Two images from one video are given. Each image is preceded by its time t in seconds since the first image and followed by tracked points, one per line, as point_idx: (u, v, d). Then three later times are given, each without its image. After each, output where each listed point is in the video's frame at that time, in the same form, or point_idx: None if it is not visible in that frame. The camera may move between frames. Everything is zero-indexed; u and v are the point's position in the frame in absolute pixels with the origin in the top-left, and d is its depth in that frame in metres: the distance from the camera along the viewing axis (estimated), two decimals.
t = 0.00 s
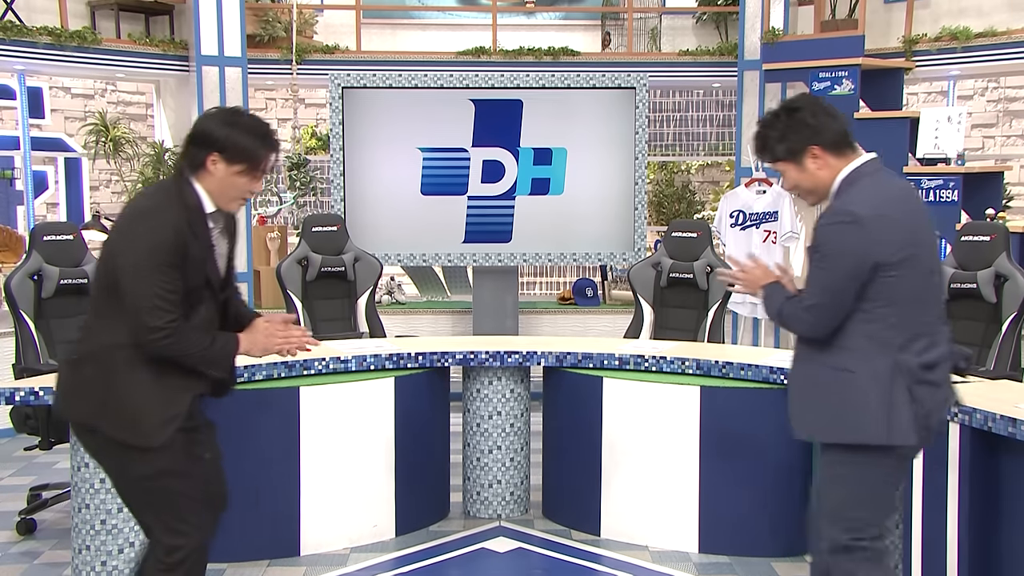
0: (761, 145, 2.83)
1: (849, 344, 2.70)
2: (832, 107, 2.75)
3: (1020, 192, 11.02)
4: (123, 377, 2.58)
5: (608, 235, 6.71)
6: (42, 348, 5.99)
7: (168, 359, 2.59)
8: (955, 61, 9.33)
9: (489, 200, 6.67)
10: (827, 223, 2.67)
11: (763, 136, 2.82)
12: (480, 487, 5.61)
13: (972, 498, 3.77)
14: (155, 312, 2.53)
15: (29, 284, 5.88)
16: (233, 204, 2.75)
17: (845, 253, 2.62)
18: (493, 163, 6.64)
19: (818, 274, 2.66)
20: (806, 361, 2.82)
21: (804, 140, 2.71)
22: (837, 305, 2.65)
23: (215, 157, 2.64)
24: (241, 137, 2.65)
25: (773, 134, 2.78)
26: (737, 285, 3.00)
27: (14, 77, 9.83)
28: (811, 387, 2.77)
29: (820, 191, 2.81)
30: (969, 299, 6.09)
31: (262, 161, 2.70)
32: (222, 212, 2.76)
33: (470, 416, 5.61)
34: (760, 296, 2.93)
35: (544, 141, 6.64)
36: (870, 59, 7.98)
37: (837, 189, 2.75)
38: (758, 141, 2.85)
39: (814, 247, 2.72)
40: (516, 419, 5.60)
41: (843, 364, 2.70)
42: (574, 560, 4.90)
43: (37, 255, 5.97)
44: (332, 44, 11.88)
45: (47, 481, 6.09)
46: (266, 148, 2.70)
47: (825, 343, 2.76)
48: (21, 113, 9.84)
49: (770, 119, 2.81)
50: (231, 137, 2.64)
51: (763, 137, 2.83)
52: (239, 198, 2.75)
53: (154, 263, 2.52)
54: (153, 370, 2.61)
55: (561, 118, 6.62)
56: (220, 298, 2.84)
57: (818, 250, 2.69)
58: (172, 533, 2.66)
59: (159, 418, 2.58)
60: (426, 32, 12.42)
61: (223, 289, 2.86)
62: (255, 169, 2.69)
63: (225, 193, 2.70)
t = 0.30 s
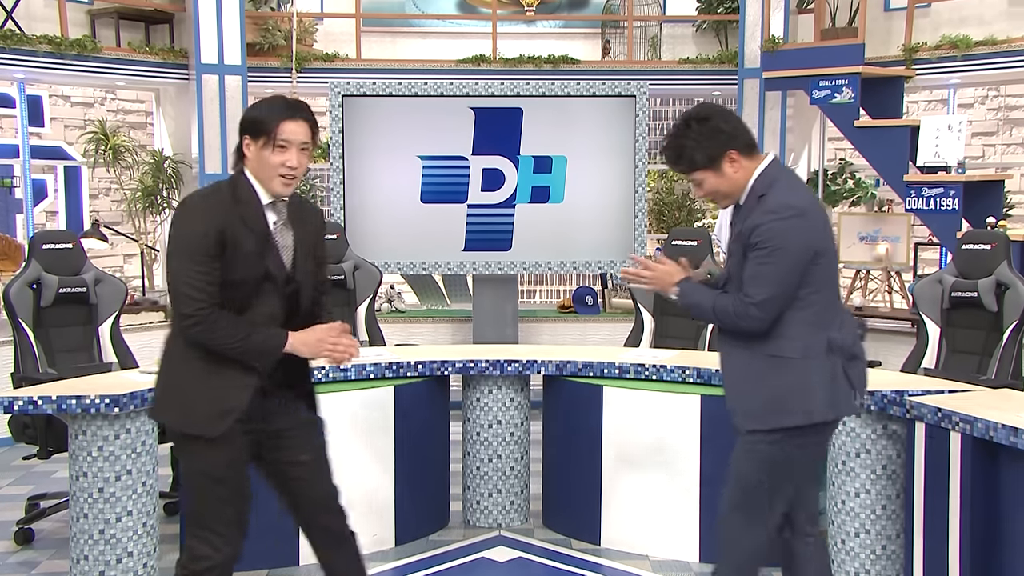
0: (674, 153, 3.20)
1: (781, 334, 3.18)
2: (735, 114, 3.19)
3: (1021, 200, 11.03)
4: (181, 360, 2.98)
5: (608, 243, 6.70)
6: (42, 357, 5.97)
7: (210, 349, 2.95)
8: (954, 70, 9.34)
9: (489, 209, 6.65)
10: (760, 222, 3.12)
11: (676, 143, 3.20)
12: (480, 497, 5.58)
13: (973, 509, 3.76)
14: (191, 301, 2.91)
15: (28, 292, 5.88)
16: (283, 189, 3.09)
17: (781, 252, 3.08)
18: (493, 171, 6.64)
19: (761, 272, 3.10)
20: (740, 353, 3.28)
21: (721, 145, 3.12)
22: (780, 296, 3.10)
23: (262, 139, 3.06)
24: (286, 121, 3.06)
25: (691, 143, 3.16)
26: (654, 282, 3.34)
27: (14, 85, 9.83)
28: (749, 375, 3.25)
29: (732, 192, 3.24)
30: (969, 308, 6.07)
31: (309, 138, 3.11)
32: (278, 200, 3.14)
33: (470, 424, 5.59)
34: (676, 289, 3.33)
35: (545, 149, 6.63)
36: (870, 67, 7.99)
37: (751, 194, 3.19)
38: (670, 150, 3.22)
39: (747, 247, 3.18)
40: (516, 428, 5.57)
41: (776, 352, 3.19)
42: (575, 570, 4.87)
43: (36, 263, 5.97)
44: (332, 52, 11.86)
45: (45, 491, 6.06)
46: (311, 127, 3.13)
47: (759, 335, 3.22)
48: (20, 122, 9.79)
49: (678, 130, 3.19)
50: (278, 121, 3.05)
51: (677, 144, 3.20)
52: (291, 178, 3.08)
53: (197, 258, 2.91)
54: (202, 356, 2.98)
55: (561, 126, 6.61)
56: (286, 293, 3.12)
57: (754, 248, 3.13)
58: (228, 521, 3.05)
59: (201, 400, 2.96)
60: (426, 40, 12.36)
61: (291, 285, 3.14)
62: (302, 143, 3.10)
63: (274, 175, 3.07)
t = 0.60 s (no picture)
0: (629, 157, 3.15)
1: (723, 343, 3.14)
2: (685, 119, 3.20)
3: None
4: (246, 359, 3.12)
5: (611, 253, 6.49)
6: (22, 373, 5.75)
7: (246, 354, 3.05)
8: (970, 75, 9.14)
9: (487, 219, 6.44)
10: (711, 231, 3.10)
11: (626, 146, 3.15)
12: (479, 517, 5.36)
13: (992, 532, 3.52)
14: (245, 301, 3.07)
15: (8, 306, 5.66)
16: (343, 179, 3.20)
17: (733, 258, 3.05)
18: (492, 180, 6.43)
19: (712, 280, 3.06)
20: (683, 365, 3.23)
21: (674, 145, 3.10)
22: (733, 305, 3.06)
23: (313, 138, 3.20)
24: (327, 118, 3.16)
25: (644, 148, 3.11)
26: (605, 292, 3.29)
27: None
28: (694, 386, 3.20)
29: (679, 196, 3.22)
30: (986, 321, 5.82)
31: (355, 127, 3.19)
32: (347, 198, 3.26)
33: (467, 442, 5.35)
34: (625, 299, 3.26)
35: (545, 157, 6.44)
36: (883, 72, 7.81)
37: (701, 203, 3.19)
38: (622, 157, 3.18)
39: (699, 255, 3.15)
40: (517, 446, 5.34)
41: (719, 362, 3.15)
42: None
43: (16, 276, 5.73)
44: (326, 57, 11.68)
45: (25, 512, 5.82)
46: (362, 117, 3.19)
47: (703, 345, 3.18)
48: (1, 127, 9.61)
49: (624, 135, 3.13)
50: (320, 121, 3.17)
51: (629, 145, 3.15)
52: (346, 167, 3.18)
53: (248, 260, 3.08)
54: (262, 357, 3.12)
55: (562, 132, 6.42)
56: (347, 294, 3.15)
57: (708, 255, 3.09)
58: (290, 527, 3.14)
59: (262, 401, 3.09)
60: (423, 45, 12.01)
61: (352, 287, 3.17)
62: (347, 132, 3.19)
63: (328, 169, 3.19)
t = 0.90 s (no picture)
0: (619, 129, 3.15)
1: (719, 348, 3.08)
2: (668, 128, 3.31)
3: None
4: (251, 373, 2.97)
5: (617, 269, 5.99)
6: None
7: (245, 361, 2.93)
8: (1009, 76, 8.71)
9: (484, 231, 5.95)
10: (706, 226, 3.14)
11: (616, 121, 3.16)
12: (474, 558, 4.83)
13: None
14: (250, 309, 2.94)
15: None
16: (351, 179, 3.06)
17: (734, 253, 3.09)
18: (489, 190, 5.94)
19: (727, 274, 3.04)
20: (674, 375, 3.07)
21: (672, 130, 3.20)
22: (737, 305, 3.05)
23: (323, 134, 3.07)
24: (342, 111, 3.07)
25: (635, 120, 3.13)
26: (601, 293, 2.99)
27: None
28: (692, 396, 3.05)
29: (656, 187, 3.21)
30: None
31: (368, 124, 3.08)
32: (359, 202, 3.10)
33: (461, 475, 4.85)
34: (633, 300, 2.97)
35: (546, 166, 5.94)
36: (913, 72, 7.32)
37: (678, 200, 3.21)
38: (608, 132, 3.18)
39: (693, 253, 3.14)
40: (516, 478, 4.86)
41: (714, 368, 3.06)
42: None
43: None
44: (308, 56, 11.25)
45: None
46: (377, 116, 3.11)
47: (697, 351, 3.06)
48: None
49: (613, 109, 3.17)
50: (334, 114, 3.07)
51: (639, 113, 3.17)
52: (355, 163, 3.04)
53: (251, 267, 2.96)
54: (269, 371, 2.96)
55: (564, 138, 5.92)
56: (359, 304, 2.95)
57: (708, 251, 3.10)
58: (301, 550, 2.96)
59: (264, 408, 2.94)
60: (417, 45, 11.52)
61: (365, 296, 2.97)
62: (358, 128, 3.06)
63: (335, 165, 3.05)
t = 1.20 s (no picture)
0: (634, 122, 3.02)
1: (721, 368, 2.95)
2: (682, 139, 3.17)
3: None
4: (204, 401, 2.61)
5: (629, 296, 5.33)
6: None
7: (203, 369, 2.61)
8: None
9: (478, 254, 5.29)
10: (720, 239, 3.02)
11: (634, 113, 3.04)
12: None
13: None
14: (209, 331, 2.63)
15: None
16: (332, 196, 2.77)
17: (746, 270, 3.00)
18: (484, 207, 5.28)
19: (744, 288, 2.96)
20: (678, 404, 2.90)
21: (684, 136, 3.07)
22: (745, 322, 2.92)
23: (302, 143, 2.79)
24: (323, 119, 2.80)
25: (654, 116, 3.01)
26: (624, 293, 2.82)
27: None
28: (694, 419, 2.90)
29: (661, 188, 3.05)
30: None
31: (352, 135, 2.81)
32: (342, 222, 2.80)
33: (452, 530, 4.15)
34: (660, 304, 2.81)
35: (548, 181, 5.29)
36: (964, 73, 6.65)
37: (683, 206, 3.08)
38: (622, 123, 3.05)
39: (707, 265, 3.01)
40: (514, 534, 4.17)
41: (719, 394, 2.93)
42: None
43: None
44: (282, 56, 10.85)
45: None
46: (361, 126, 2.85)
47: (702, 375, 2.93)
48: None
49: (633, 99, 3.05)
50: (315, 122, 2.80)
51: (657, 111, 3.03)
52: (336, 178, 2.75)
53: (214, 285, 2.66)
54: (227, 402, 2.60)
55: (569, 149, 5.29)
56: (337, 332, 2.62)
57: (725, 263, 3.00)
58: None
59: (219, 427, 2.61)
60: (399, 44, 11.51)
61: (345, 325, 2.64)
62: (340, 140, 2.78)
63: (316, 178, 2.75)
